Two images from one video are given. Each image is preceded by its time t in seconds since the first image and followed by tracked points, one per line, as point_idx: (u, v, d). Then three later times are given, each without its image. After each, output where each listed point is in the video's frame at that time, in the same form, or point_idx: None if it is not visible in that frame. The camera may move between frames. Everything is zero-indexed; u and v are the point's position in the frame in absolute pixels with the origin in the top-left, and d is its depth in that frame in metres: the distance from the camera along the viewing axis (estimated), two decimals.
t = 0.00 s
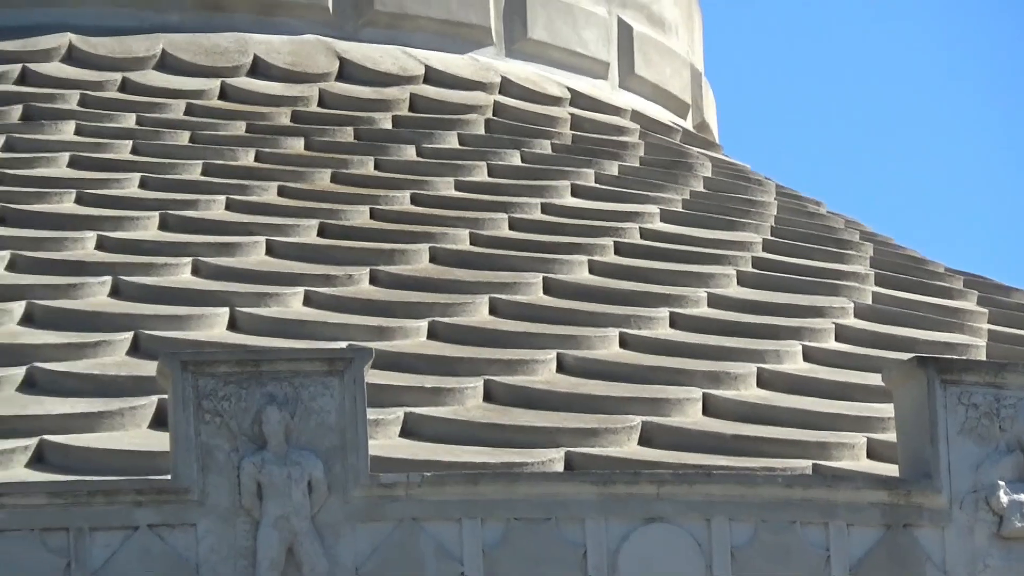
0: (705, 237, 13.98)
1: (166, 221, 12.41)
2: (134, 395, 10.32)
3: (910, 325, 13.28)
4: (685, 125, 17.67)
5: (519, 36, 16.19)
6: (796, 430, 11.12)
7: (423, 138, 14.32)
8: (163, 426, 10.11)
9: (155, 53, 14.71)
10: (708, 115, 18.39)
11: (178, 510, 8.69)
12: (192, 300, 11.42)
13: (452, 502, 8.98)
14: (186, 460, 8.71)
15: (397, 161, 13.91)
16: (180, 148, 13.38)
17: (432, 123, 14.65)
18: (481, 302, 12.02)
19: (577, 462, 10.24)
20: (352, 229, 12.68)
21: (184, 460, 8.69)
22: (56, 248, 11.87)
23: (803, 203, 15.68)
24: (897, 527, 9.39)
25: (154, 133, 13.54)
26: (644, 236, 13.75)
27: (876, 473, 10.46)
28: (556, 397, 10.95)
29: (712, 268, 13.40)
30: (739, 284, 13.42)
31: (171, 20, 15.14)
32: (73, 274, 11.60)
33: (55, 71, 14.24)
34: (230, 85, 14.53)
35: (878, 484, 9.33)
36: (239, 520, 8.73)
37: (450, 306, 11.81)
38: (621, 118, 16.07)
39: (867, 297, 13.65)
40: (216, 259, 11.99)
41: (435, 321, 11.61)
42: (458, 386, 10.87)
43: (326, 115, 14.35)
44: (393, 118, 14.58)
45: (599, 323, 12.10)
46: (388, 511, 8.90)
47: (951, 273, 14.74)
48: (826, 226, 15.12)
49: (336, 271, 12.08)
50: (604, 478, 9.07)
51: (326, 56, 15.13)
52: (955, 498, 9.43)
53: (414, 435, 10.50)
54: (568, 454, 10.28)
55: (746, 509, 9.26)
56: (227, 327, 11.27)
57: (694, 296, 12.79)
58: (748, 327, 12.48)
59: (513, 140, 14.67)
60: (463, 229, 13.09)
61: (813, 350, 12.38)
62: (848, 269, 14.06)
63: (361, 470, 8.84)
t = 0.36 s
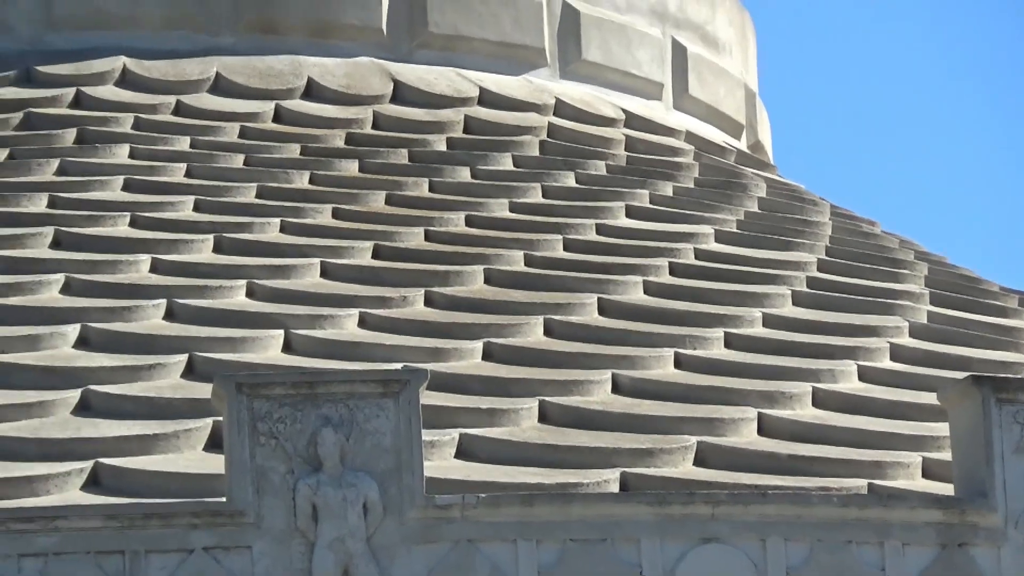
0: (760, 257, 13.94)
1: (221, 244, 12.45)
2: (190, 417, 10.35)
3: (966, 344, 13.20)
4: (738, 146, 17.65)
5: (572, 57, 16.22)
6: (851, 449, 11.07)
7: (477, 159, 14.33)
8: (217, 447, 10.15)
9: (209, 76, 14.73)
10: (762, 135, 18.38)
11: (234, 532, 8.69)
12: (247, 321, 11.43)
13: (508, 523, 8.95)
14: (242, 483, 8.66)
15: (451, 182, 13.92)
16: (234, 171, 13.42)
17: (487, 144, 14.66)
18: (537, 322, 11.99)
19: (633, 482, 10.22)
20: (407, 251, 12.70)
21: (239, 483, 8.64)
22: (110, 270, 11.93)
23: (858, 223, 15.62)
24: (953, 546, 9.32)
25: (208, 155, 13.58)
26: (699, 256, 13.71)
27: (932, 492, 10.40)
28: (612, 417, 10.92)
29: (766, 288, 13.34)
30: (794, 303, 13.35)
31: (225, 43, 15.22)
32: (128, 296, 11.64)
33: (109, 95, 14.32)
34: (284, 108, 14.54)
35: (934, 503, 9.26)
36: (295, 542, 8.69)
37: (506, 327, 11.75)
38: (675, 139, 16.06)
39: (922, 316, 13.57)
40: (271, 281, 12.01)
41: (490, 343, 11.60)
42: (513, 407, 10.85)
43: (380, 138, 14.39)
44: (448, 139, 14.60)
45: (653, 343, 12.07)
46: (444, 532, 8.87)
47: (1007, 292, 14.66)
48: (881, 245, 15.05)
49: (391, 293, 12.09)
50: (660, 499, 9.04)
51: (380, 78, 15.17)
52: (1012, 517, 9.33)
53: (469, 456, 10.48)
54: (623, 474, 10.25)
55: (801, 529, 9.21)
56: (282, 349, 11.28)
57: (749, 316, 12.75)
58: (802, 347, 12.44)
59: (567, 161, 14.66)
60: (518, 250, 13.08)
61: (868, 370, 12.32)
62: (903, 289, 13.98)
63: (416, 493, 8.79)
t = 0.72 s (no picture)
0: (816, 289, 13.86)
1: (277, 277, 12.44)
2: (248, 450, 10.32)
3: None
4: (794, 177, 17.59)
5: (629, 87, 16.17)
6: (909, 482, 10.98)
7: (533, 191, 14.29)
8: (275, 481, 10.13)
9: (265, 108, 14.75)
10: (819, 167, 18.39)
11: (291, 566, 8.47)
12: (304, 355, 11.41)
13: (565, 557, 8.81)
14: (299, 517, 8.47)
15: (507, 214, 13.87)
16: (290, 203, 13.41)
17: (543, 176, 14.64)
18: (594, 355, 11.95)
19: (690, 515, 10.16)
20: (463, 283, 12.67)
21: (296, 517, 8.45)
22: (167, 303, 11.93)
23: (914, 254, 15.53)
24: None
25: (264, 188, 13.58)
26: (756, 287, 13.64)
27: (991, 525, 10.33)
28: (670, 451, 10.85)
29: (822, 320, 13.27)
30: (851, 335, 13.28)
31: (282, 75, 15.25)
32: (186, 329, 11.64)
33: (165, 126, 14.36)
34: (340, 140, 14.56)
35: (992, 536, 9.18)
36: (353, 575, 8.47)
37: (562, 359, 11.73)
38: (731, 170, 16.03)
39: (980, 347, 13.45)
40: (329, 314, 11.99)
41: (547, 375, 11.55)
42: (570, 440, 10.78)
43: (437, 170, 14.37)
44: (504, 171, 14.58)
45: (711, 376, 11.99)
46: (502, 565, 8.71)
47: None
48: (937, 276, 14.96)
49: (448, 325, 12.05)
50: (718, 532, 8.91)
51: (436, 110, 15.18)
52: None
53: (526, 489, 10.42)
54: (681, 507, 10.20)
55: (859, 562, 9.10)
56: (339, 382, 11.29)
57: (805, 347, 12.64)
58: (861, 378, 12.33)
59: (624, 193, 14.61)
60: (574, 281, 13.04)
61: (925, 402, 12.21)
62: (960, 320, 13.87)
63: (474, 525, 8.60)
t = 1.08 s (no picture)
0: (877, 325, 13.79)
1: (337, 313, 12.46)
2: (308, 486, 10.33)
3: None
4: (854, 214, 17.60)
5: (689, 124, 16.23)
6: (969, 518, 10.90)
7: (593, 228, 14.28)
8: (335, 516, 10.13)
9: (326, 144, 14.80)
10: (878, 204, 18.47)
11: None
12: (363, 390, 11.42)
13: None
14: (358, 553, 8.38)
15: (568, 250, 13.88)
16: (351, 239, 13.44)
17: (603, 212, 14.62)
18: (654, 390, 11.92)
19: (750, 551, 10.11)
20: (523, 319, 12.65)
21: (355, 552, 8.36)
22: (228, 338, 11.97)
23: (975, 291, 15.45)
24: None
25: (324, 224, 13.62)
26: (816, 323, 13.58)
27: None
28: (730, 486, 10.81)
29: (883, 356, 13.19)
30: (911, 371, 13.20)
31: (343, 111, 15.29)
32: (246, 365, 11.66)
33: (225, 163, 14.43)
34: (400, 176, 14.61)
35: None
36: None
37: (623, 395, 11.70)
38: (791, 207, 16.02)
39: None
40: (390, 350, 11.99)
41: (608, 411, 11.51)
42: (630, 475, 10.72)
43: (498, 206, 14.37)
44: (565, 207, 14.58)
45: (772, 411, 11.91)
46: None
47: None
48: (998, 313, 14.87)
49: (508, 361, 12.04)
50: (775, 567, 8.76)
51: (497, 146, 15.23)
52: None
53: (586, 525, 10.35)
54: (740, 542, 10.16)
55: None
56: (399, 418, 11.29)
57: (866, 383, 12.57)
58: (921, 415, 12.26)
59: (684, 230, 14.61)
60: (634, 317, 13.01)
61: (985, 437, 12.10)
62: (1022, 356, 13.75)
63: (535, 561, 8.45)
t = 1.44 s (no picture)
0: (922, 363, 13.73)
1: (383, 351, 12.46)
2: (353, 525, 10.31)
3: None
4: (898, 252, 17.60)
5: (734, 162, 16.27)
6: (1017, 555, 10.82)
7: (638, 266, 14.27)
8: (380, 555, 10.08)
9: (371, 183, 14.83)
10: (923, 241, 18.52)
11: None
12: (409, 429, 11.42)
13: None
14: None
15: (613, 288, 13.87)
16: (396, 278, 13.46)
17: (648, 250, 14.63)
18: (699, 429, 11.88)
19: None
20: (569, 358, 12.63)
21: None
22: (273, 377, 11.97)
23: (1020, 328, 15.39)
24: None
25: (369, 263, 13.64)
26: (862, 362, 13.53)
27: None
28: (776, 523, 10.75)
29: (928, 394, 13.13)
30: (957, 410, 13.13)
31: (387, 150, 15.30)
32: (292, 404, 11.66)
33: (270, 201, 14.47)
34: (446, 215, 14.62)
35: None
36: None
37: (668, 434, 11.67)
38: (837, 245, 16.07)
39: None
40: (435, 389, 11.97)
41: (653, 449, 11.48)
42: (676, 514, 10.68)
43: (543, 244, 14.39)
44: (610, 245, 14.58)
45: (817, 449, 11.87)
46: None
47: None
48: None
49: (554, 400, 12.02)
50: None
51: (542, 184, 15.26)
52: None
53: (632, 563, 10.29)
54: None
55: None
56: (445, 457, 11.27)
57: (911, 421, 12.51)
58: (968, 452, 12.19)
59: (729, 268, 14.58)
60: (679, 356, 12.98)
61: None
62: None
63: None
